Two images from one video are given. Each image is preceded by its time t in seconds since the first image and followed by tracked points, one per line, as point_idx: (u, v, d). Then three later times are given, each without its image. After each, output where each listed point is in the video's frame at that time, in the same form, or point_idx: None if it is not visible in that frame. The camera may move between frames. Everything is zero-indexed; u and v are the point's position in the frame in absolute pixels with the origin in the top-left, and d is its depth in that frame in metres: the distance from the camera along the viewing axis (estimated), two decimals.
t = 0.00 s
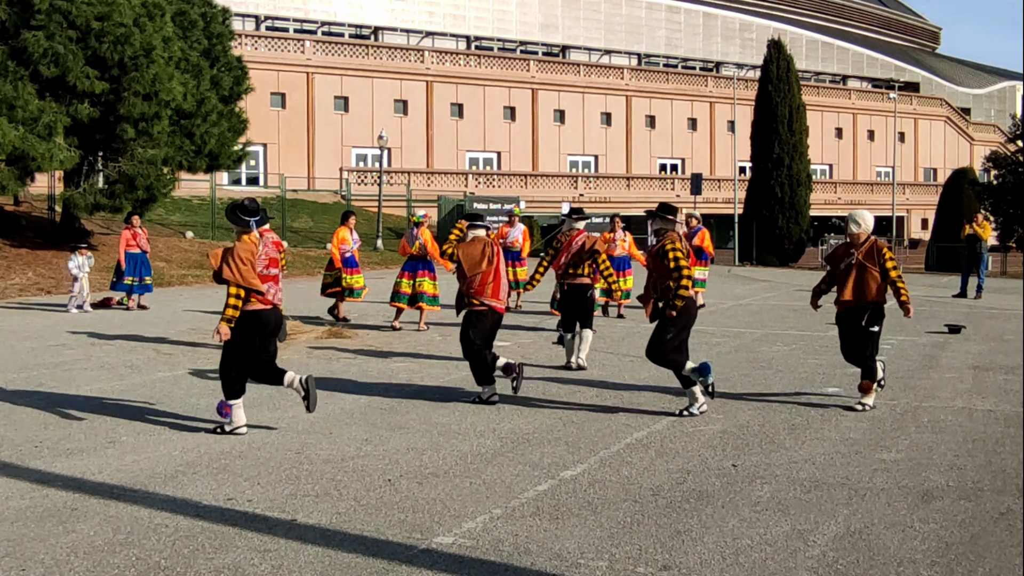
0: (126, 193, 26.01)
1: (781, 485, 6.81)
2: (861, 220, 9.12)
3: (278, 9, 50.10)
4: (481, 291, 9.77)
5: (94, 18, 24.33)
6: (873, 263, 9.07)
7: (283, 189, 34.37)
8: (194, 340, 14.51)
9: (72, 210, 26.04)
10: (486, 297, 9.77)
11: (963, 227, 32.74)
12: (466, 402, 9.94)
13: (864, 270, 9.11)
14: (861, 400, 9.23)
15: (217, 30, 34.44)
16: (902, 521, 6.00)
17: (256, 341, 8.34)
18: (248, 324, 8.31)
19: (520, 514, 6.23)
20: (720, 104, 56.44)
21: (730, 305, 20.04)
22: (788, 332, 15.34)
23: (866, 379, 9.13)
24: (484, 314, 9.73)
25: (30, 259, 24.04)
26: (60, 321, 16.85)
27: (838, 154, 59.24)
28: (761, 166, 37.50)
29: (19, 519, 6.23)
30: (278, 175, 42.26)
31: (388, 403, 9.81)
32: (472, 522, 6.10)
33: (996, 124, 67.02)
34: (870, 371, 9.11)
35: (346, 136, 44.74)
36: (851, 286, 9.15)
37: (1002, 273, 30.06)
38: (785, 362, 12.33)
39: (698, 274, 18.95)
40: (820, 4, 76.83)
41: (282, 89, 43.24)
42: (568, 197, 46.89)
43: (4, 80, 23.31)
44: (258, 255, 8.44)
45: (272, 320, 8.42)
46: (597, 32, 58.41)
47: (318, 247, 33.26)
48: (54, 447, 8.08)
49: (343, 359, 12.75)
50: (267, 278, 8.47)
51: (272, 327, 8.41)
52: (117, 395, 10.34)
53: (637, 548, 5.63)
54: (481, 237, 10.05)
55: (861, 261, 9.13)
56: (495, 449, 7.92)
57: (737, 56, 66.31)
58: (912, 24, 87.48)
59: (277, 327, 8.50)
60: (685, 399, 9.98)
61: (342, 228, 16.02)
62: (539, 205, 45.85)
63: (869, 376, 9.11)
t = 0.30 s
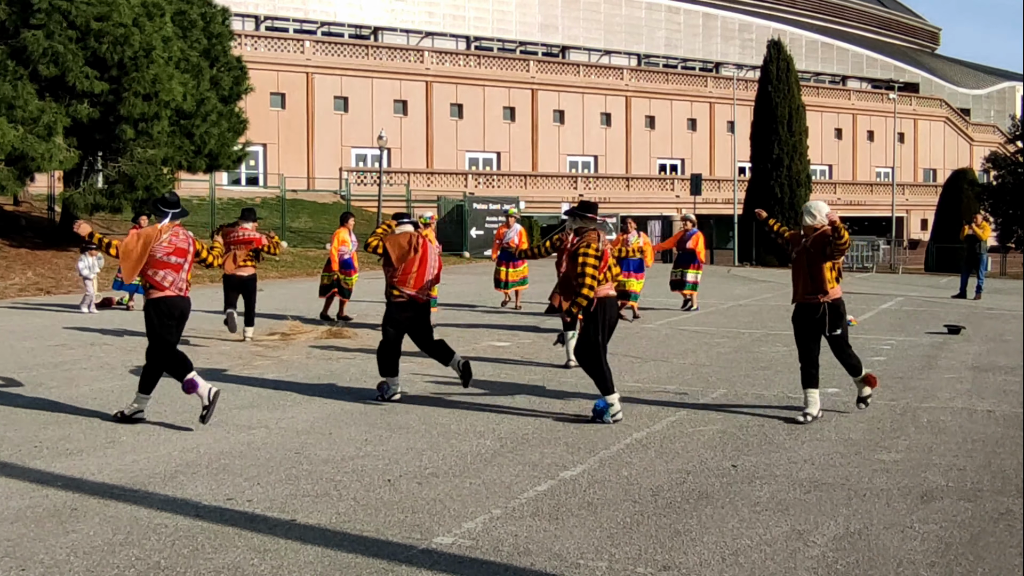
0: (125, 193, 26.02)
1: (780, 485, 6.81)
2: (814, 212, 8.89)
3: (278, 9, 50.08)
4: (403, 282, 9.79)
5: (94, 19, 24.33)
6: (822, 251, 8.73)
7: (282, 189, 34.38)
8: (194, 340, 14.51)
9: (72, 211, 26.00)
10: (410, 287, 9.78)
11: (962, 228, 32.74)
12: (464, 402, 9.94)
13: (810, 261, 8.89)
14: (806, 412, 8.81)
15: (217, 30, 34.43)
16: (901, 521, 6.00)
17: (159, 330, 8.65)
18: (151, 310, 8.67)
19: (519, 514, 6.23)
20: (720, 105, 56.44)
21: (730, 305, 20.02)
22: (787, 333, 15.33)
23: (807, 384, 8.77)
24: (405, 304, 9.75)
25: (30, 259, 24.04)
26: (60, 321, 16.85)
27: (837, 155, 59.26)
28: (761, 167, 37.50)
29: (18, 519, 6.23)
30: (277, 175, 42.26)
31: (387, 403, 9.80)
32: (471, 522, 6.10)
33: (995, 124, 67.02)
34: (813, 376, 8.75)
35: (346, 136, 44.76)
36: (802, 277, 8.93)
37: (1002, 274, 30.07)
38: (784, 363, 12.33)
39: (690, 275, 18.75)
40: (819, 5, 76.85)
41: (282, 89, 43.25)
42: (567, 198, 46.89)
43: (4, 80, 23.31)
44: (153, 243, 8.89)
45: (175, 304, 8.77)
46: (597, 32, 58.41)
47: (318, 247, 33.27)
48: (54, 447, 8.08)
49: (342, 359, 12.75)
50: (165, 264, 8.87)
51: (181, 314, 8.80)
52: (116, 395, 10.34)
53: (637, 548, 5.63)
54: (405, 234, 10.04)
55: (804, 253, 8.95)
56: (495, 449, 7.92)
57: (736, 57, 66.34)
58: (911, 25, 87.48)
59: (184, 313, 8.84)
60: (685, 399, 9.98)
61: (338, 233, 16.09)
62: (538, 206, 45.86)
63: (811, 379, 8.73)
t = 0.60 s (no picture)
0: (125, 193, 26.09)
1: (780, 486, 6.81)
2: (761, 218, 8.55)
3: (277, 10, 50.08)
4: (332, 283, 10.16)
5: (94, 18, 24.30)
6: (774, 255, 8.36)
7: (282, 190, 34.40)
8: (193, 340, 14.52)
9: (72, 210, 25.94)
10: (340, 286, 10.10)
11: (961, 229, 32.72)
12: (463, 402, 9.94)
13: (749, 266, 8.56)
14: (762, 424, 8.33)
15: (216, 31, 34.44)
16: (901, 521, 6.01)
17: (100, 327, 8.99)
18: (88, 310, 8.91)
19: (519, 515, 6.23)
20: (719, 105, 56.47)
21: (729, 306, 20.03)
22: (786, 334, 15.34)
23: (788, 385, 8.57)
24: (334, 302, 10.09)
25: (29, 259, 24.05)
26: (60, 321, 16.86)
27: (836, 156, 59.29)
28: (760, 168, 37.49)
29: (18, 520, 6.23)
30: (277, 175, 42.30)
31: (386, 404, 9.80)
32: (471, 522, 6.10)
33: (995, 125, 67.01)
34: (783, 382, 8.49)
35: (346, 136, 44.78)
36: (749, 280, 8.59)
37: (1001, 274, 30.07)
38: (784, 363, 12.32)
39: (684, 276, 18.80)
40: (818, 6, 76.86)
41: (282, 89, 43.29)
42: (566, 198, 46.88)
43: (3, 81, 23.34)
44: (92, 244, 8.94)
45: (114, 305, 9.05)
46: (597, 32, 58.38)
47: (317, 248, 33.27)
48: (53, 447, 8.08)
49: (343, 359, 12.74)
50: (101, 265, 8.97)
51: (118, 312, 9.10)
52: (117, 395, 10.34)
53: (637, 548, 5.64)
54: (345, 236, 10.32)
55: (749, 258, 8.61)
56: (494, 450, 7.92)
57: (736, 57, 66.36)
58: (910, 25, 87.48)
59: (115, 310, 9.07)
60: (685, 400, 9.99)
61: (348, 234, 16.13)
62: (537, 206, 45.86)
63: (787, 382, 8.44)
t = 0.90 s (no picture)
0: (124, 193, 26.07)
1: (779, 486, 6.82)
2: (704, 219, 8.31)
3: (277, 10, 50.04)
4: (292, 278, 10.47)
5: (93, 19, 24.29)
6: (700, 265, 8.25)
7: (282, 190, 34.39)
8: (192, 340, 14.53)
9: (71, 211, 25.98)
10: (297, 278, 10.35)
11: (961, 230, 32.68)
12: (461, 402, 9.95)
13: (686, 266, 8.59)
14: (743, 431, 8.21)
15: (216, 31, 34.41)
16: (900, 522, 6.02)
17: (41, 324, 9.42)
18: (27, 308, 9.35)
19: (518, 515, 6.23)
20: (719, 106, 56.48)
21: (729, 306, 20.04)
22: (785, 334, 15.34)
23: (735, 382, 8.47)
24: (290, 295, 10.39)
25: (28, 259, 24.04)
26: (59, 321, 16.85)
27: (836, 157, 59.33)
28: (760, 168, 37.47)
29: (17, 519, 6.23)
30: (277, 176, 42.33)
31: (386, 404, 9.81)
32: (471, 522, 6.11)
33: (994, 126, 66.98)
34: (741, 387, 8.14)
35: (346, 136, 44.79)
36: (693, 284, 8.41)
37: (1001, 275, 30.07)
38: (783, 364, 12.33)
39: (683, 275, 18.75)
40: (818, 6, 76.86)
41: (281, 89, 43.30)
42: (566, 199, 46.88)
43: (3, 81, 23.37)
44: (29, 246, 9.40)
45: (55, 302, 9.46)
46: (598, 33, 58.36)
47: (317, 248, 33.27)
48: (52, 447, 8.08)
49: (342, 359, 12.75)
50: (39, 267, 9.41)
51: (61, 309, 9.52)
52: (117, 394, 10.35)
53: (636, 549, 5.64)
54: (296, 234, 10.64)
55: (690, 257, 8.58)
56: (494, 449, 7.92)
57: (736, 58, 66.34)
58: (909, 26, 87.49)
59: (59, 309, 9.50)
60: (685, 400, 9.99)
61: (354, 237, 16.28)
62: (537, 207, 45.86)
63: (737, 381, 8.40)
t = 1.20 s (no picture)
0: (125, 193, 26.09)
1: (780, 485, 6.82)
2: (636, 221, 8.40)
3: (278, 10, 50.00)
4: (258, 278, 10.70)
5: (93, 18, 24.29)
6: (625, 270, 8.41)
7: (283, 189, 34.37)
8: (193, 340, 14.54)
9: (73, 210, 26.07)
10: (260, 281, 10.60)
11: (962, 229, 32.61)
12: (462, 401, 9.94)
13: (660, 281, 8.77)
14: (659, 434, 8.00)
15: (217, 30, 34.38)
16: (901, 521, 6.01)
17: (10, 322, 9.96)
18: None
19: (519, 514, 6.23)
20: (720, 106, 56.46)
21: (730, 306, 20.05)
22: (787, 334, 15.34)
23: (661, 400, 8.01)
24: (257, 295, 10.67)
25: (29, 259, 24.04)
26: (63, 320, 16.88)
27: (837, 156, 59.32)
28: (761, 168, 37.43)
29: (18, 519, 6.23)
30: (278, 175, 42.36)
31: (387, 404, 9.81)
32: (473, 521, 6.11)
33: (996, 125, 66.91)
34: (649, 394, 8.02)
35: (347, 136, 44.80)
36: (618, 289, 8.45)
37: (1002, 275, 30.05)
38: (784, 363, 12.32)
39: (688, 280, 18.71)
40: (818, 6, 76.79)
41: (282, 89, 43.31)
42: (568, 198, 46.89)
43: (3, 80, 23.40)
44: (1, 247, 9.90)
45: (23, 301, 9.99)
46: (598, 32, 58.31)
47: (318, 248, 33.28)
48: (54, 446, 8.08)
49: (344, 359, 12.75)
50: (9, 267, 9.94)
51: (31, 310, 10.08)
52: (119, 394, 10.36)
53: (637, 548, 5.64)
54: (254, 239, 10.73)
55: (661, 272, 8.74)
56: (495, 449, 7.92)
57: (737, 57, 66.24)
58: (910, 25, 87.43)
59: (24, 308, 10.01)
60: (685, 400, 9.98)
61: (369, 236, 16.47)
62: (539, 206, 45.86)
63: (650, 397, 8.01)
